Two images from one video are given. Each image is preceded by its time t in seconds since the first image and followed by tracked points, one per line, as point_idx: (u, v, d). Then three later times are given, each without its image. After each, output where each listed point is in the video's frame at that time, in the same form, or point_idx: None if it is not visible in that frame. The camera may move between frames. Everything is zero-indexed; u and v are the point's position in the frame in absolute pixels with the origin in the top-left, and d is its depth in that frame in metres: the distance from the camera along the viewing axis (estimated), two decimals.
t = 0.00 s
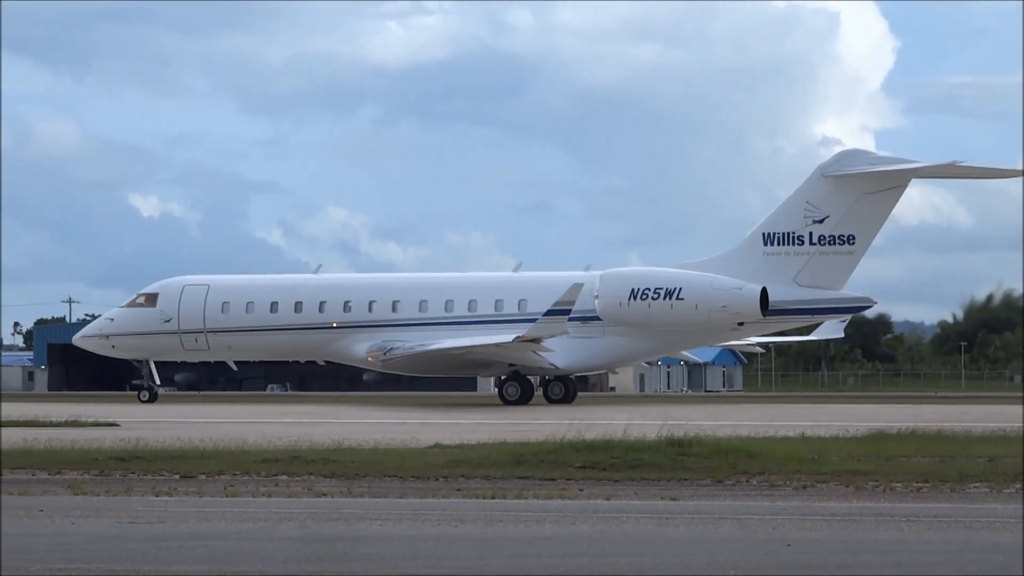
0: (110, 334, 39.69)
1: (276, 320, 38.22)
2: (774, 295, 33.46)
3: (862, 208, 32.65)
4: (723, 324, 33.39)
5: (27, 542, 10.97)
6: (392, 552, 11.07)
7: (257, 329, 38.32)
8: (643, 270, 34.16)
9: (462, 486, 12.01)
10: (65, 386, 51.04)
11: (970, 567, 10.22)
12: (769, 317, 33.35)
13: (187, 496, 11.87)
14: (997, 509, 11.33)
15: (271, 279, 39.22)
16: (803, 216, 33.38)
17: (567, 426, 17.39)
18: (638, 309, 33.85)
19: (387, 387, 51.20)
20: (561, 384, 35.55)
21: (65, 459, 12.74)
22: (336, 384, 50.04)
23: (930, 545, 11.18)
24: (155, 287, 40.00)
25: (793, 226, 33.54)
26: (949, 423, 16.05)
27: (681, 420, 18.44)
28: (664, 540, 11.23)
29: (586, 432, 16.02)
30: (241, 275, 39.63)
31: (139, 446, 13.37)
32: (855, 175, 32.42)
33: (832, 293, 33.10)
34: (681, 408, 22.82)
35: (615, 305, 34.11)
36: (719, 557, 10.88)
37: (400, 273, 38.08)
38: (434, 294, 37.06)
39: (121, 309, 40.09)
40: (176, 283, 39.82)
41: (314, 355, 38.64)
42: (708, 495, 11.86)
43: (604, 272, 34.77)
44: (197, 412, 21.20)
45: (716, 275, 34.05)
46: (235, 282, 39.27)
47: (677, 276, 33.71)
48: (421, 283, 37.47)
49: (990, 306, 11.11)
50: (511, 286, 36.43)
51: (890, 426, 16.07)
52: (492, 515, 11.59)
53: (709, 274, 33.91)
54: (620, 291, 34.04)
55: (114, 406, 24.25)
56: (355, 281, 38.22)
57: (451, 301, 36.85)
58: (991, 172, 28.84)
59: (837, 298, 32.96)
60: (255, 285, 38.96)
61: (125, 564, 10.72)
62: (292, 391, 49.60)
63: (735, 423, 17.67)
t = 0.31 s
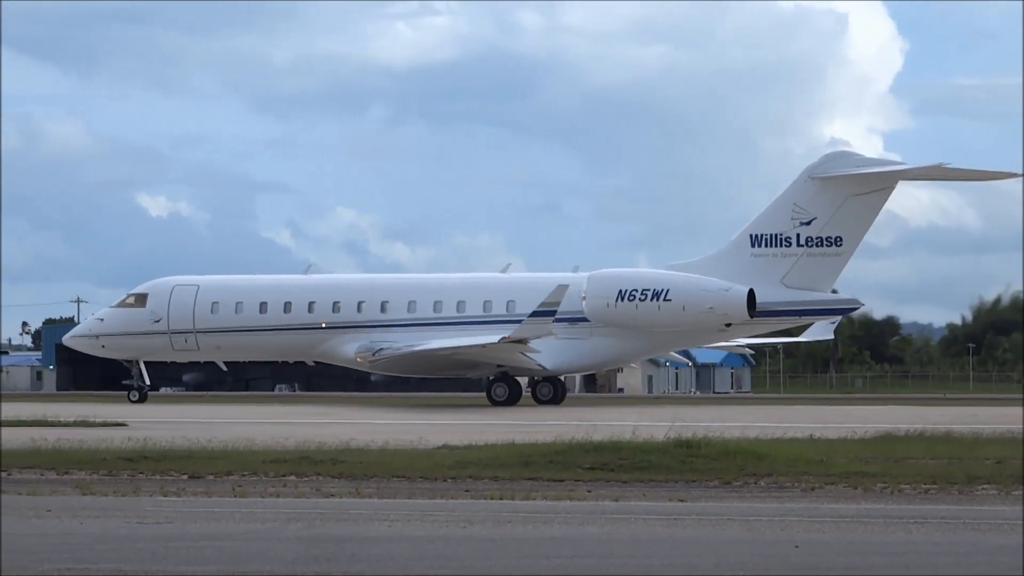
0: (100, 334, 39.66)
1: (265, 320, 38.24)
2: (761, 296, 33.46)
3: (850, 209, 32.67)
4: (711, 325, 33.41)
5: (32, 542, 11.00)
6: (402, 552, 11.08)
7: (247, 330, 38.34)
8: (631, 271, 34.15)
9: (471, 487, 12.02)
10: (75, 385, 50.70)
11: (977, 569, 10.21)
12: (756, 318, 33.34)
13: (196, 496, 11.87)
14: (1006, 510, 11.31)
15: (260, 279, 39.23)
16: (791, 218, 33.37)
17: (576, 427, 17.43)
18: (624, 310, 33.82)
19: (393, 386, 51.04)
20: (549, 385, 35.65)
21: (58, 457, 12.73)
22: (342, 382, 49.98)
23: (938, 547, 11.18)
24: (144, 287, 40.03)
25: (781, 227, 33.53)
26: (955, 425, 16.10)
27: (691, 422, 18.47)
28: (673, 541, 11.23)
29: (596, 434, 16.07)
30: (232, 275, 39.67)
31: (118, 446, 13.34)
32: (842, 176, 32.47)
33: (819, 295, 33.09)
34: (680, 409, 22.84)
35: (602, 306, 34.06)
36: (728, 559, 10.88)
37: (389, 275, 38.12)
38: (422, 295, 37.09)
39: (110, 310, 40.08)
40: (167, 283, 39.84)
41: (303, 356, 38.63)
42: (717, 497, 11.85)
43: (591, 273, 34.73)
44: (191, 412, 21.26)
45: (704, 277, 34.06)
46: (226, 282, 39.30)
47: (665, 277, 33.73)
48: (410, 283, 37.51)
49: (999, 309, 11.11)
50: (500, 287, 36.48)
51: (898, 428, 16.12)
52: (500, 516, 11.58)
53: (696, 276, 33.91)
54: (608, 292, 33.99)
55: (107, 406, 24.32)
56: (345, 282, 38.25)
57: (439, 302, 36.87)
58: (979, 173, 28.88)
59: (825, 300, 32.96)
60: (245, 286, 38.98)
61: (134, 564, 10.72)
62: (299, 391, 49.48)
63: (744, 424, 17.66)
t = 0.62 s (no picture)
0: (92, 329, 39.72)
1: (256, 316, 38.24)
2: (751, 292, 33.46)
3: (840, 205, 32.67)
4: (701, 321, 33.52)
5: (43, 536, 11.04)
6: (414, 548, 11.07)
7: (239, 325, 38.36)
8: (621, 268, 34.32)
9: (484, 482, 12.04)
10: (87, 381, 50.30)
11: (993, 566, 10.19)
12: (746, 314, 33.39)
13: (209, 491, 11.87)
14: (1019, 507, 11.30)
15: (252, 274, 39.23)
16: (781, 214, 33.36)
17: (592, 423, 17.42)
18: (615, 306, 34.04)
19: (406, 381, 50.70)
20: (540, 381, 35.80)
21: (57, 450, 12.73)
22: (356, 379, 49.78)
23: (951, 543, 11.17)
24: (137, 283, 40.08)
25: (771, 224, 33.51)
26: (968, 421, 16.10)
27: (704, 417, 18.45)
28: (687, 537, 11.23)
29: (610, 429, 16.06)
30: (224, 270, 39.70)
31: (103, 439, 13.37)
32: (832, 173, 32.47)
33: (810, 291, 33.07)
34: (685, 406, 22.79)
35: (593, 303, 34.29)
36: (742, 554, 10.89)
37: (379, 270, 38.11)
38: (413, 290, 37.10)
39: (103, 305, 40.11)
40: (159, 278, 39.88)
41: (294, 351, 38.68)
42: (730, 493, 11.85)
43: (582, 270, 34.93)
44: (187, 407, 21.29)
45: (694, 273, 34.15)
46: (217, 277, 39.31)
47: (655, 273, 33.90)
48: (401, 279, 37.51)
49: (1013, 305, 11.04)
50: (490, 283, 36.49)
51: (912, 425, 16.06)
52: (513, 511, 11.58)
53: (686, 272, 34.06)
54: (598, 288, 34.22)
55: (104, 401, 24.36)
56: (336, 277, 38.24)
57: (430, 298, 36.90)
58: (970, 169, 28.90)
59: (816, 296, 32.94)
60: (236, 281, 38.98)
61: (147, 558, 10.72)
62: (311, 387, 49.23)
63: (755, 420, 17.60)
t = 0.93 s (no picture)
0: (88, 330, 39.68)
1: (252, 316, 38.24)
2: (745, 294, 33.46)
3: (834, 207, 32.71)
4: (694, 321, 33.59)
5: (59, 536, 11.07)
6: (426, 550, 11.06)
7: (234, 326, 38.35)
8: (614, 269, 34.34)
9: (498, 484, 12.02)
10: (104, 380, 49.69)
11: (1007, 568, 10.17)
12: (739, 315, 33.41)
13: (223, 491, 11.86)
14: None
15: (247, 275, 39.21)
16: (775, 216, 33.36)
17: (607, 424, 17.40)
18: (608, 307, 34.08)
19: (420, 381, 50.47)
20: (534, 382, 35.83)
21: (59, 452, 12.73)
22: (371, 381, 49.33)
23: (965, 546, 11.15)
24: (133, 283, 40.06)
25: (765, 225, 33.50)
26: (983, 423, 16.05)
27: (720, 418, 18.41)
28: (701, 539, 11.22)
29: (624, 431, 16.03)
30: (219, 271, 39.68)
31: (97, 439, 13.35)
32: (826, 174, 32.49)
33: (804, 293, 33.08)
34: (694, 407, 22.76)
35: (586, 304, 34.30)
36: (756, 556, 10.89)
37: (373, 271, 38.11)
38: (408, 291, 37.12)
39: (98, 305, 40.09)
40: (155, 278, 39.88)
41: (290, 352, 38.66)
42: (744, 494, 11.84)
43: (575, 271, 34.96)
44: (186, 408, 21.30)
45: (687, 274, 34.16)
46: (212, 278, 39.29)
47: (649, 274, 33.93)
48: (396, 280, 37.53)
49: None
50: (485, 284, 36.53)
51: (926, 426, 16.02)
52: (526, 513, 11.57)
53: (679, 273, 34.08)
54: (591, 289, 34.25)
55: (101, 401, 24.38)
56: (331, 278, 38.24)
57: (425, 299, 36.91)
58: (964, 170, 28.93)
59: (810, 298, 32.95)
60: (232, 281, 38.97)
61: (160, 559, 10.72)
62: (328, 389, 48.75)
63: (771, 422, 17.55)
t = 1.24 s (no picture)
0: (92, 331, 39.69)
1: (255, 317, 38.26)
2: (747, 294, 33.45)
3: (835, 207, 32.71)
4: (696, 322, 33.55)
5: (83, 537, 11.10)
6: (448, 550, 11.06)
7: (237, 327, 38.37)
8: (615, 270, 34.33)
9: (520, 484, 12.03)
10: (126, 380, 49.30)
11: None
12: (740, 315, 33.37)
13: (245, 492, 11.86)
14: None
15: (250, 276, 39.23)
16: (776, 216, 33.35)
17: (630, 424, 17.37)
18: (609, 308, 34.08)
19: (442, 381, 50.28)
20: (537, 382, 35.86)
21: (76, 453, 12.76)
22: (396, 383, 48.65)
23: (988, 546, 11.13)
24: (136, 283, 40.09)
25: (766, 225, 33.49)
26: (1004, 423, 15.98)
27: (743, 419, 18.37)
28: (724, 539, 11.22)
29: (647, 431, 15.98)
30: (222, 273, 39.70)
31: (110, 439, 13.38)
32: (827, 175, 32.50)
33: (805, 293, 33.07)
34: (709, 407, 22.74)
35: (588, 304, 34.28)
36: (778, 556, 10.88)
37: (376, 272, 38.13)
38: (410, 292, 37.13)
39: (102, 306, 40.12)
40: (158, 279, 39.91)
41: (293, 353, 38.68)
42: (767, 495, 11.83)
43: (576, 272, 34.96)
44: (194, 409, 21.35)
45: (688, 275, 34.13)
46: (216, 279, 39.31)
47: (650, 275, 33.91)
48: (399, 280, 37.55)
49: None
50: (487, 285, 36.55)
51: (948, 427, 15.94)
52: (549, 513, 11.57)
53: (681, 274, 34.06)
54: (592, 290, 34.25)
55: (111, 402, 24.41)
56: (334, 279, 38.24)
57: (427, 300, 36.93)
58: (965, 169, 28.93)
59: (811, 298, 32.93)
60: (235, 282, 39.00)
61: (183, 559, 10.73)
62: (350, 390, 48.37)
63: (794, 423, 17.50)
